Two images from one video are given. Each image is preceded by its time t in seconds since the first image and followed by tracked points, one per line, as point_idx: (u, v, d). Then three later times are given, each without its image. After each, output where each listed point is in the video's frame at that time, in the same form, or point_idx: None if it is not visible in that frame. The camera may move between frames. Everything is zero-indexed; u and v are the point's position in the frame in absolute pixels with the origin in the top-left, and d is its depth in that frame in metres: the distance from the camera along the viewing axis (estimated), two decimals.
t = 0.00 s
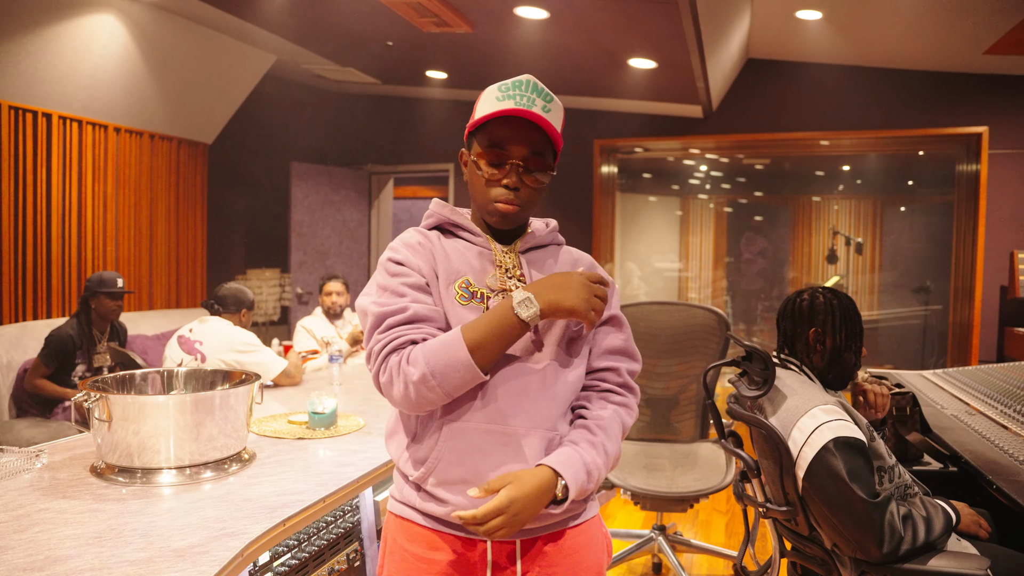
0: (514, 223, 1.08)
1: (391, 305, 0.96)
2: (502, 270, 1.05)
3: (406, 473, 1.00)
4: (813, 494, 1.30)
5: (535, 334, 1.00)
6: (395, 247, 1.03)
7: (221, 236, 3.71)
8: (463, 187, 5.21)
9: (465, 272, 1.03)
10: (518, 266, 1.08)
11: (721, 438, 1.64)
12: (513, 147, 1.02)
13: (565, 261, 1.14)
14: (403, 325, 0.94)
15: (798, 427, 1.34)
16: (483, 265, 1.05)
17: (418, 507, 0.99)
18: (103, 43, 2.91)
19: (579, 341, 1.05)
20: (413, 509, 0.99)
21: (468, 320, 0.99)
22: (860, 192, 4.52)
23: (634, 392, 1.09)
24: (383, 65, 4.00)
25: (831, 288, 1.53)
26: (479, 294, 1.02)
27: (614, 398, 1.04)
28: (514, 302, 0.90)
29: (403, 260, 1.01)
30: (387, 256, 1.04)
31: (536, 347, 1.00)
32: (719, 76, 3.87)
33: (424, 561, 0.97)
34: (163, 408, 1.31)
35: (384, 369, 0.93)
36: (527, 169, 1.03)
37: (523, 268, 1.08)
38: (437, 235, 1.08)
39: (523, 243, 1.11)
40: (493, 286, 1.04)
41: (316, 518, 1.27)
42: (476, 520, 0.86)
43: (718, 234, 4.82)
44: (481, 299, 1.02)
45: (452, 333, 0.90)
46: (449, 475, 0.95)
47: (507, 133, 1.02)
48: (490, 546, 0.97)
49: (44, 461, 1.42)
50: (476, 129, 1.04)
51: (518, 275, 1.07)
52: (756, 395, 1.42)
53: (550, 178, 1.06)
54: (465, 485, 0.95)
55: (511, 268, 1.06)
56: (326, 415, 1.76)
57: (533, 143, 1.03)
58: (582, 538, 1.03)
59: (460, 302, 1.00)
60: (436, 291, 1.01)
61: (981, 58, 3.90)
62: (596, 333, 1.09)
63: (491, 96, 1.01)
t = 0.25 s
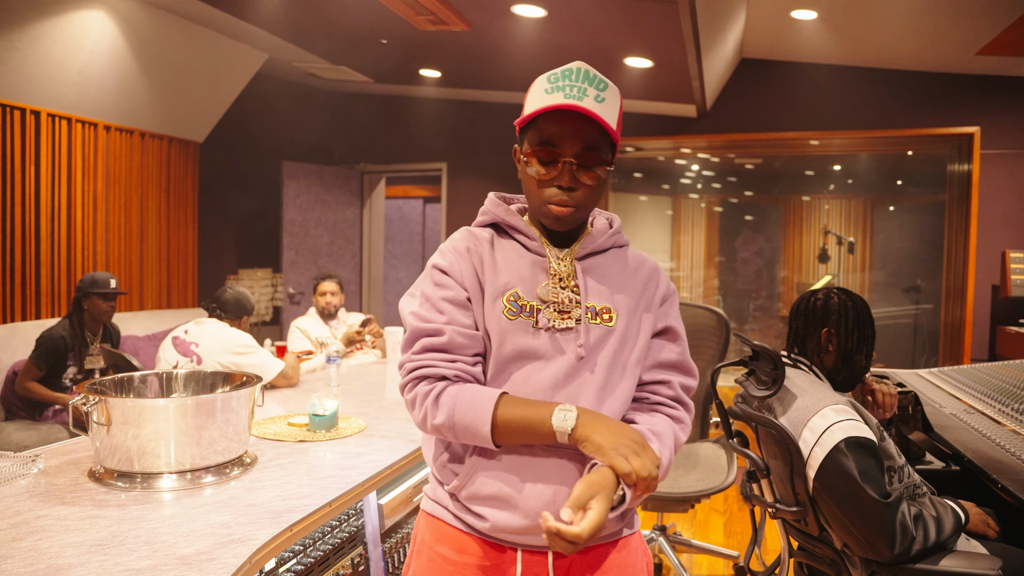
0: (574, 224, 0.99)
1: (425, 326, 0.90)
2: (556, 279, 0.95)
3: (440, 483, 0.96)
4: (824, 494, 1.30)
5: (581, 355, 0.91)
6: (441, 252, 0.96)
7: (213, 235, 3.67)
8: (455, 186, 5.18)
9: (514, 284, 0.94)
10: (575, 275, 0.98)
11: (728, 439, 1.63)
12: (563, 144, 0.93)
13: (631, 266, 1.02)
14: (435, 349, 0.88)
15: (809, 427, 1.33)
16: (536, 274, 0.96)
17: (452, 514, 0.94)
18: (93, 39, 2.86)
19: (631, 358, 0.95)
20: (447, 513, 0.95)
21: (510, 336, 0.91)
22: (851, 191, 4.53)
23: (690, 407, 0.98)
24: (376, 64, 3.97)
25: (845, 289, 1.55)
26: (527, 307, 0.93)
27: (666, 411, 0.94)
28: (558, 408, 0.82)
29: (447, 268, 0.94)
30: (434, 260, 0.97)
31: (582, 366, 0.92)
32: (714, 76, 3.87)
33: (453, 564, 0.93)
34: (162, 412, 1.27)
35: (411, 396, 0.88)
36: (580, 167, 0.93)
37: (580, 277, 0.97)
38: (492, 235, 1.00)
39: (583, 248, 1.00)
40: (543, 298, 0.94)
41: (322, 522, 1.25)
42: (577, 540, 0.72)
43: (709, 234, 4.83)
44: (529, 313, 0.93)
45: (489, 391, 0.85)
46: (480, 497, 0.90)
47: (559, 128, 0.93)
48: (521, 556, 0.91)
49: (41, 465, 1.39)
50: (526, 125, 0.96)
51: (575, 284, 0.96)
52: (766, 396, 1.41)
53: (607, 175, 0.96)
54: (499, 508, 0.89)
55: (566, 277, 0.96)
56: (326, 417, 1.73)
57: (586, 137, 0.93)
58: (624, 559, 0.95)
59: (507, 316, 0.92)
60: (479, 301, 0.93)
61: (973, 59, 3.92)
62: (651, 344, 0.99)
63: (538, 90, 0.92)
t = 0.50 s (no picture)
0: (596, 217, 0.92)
1: (430, 333, 0.85)
2: (575, 283, 0.91)
3: (446, 484, 0.93)
4: (832, 493, 1.29)
5: (598, 369, 0.86)
6: (452, 250, 0.91)
7: (202, 235, 3.62)
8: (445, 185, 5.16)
9: (530, 288, 0.89)
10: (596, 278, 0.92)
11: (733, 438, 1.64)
12: (600, 124, 0.88)
13: (655, 270, 0.97)
14: (441, 358, 0.84)
15: (815, 426, 1.32)
16: (553, 278, 0.91)
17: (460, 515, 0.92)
18: (80, 34, 2.80)
19: (650, 371, 0.91)
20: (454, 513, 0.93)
21: (523, 346, 0.86)
22: (839, 192, 4.56)
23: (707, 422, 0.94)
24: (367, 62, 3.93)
25: (844, 287, 1.54)
26: (543, 315, 0.88)
27: (680, 428, 0.90)
28: (554, 446, 0.77)
29: (457, 269, 0.89)
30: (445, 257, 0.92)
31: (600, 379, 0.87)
32: (706, 76, 3.88)
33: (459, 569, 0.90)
34: (161, 413, 1.25)
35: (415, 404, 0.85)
36: (615, 150, 0.88)
37: (601, 281, 0.92)
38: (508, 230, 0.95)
39: (605, 250, 0.95)
40: (560, 304, 0.89)
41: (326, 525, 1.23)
42: None
43: (698, 233, 4.84)
44: (546, 321, 0.87)
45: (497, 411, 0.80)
46: (487, 506, 0.87)
47: (598, 106, 0.88)
48: (531, 564, 0.88)
49: (35, 469, 1.37)
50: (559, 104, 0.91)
51: (595, 289, 0.91)
52: (771, 394, 1.41)
53: (640, 166, 0.90)
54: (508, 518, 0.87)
55: (587, 281, 0.91)
56: (325, 418, 1.71)
57: (625, 120, 0.88)
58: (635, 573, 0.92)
59: (520, 324, 0.86)
60: (489, 306, 0.88)
61: (963, 61, 3.96)
62: (667, 354, 0.94)
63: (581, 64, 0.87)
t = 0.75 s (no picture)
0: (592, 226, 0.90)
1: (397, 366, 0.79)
2: (557, 294, 0.89)
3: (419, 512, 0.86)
4: (840, 491, 1.30)
5: (586, 385, 0.85)
6: (413, 269, 0.84)
7: (194, 234, 3.59)
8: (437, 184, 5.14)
9: (512, 304, 0.86)
10: (577, 288, 0.91)
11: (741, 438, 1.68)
12: (626, 132, 0.87)
13: (627, 274, 0.99)
14: (409, 392, 0.79)
15: (823, 423, 1.33)
16: (535, 291, 0.88)
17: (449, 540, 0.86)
18: (71, 30, 2.73)
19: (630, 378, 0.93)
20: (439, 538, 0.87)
21: (509, 367, 0.83)
22: (830, 191, 4.61)
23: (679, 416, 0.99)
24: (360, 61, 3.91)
25: (849, 284, 1.57)
26: (528, 331, 0.85)
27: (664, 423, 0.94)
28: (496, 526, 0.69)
29: (422, 290, 0.82)
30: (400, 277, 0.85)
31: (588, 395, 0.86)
32: (701, 75, 3.88)
33: None
34: (162, 413, 1.22)
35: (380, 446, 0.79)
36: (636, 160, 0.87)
37: (582, 290, 0.91)
38: (475, 241, 0.89)
39: (584, 259, 0.93)
40: (544, 319, 0.86)
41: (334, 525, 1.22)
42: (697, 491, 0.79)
43: (689, 232, 4.85)
44: (531, 339, 0.85)
45: (450, 462, 0.74)
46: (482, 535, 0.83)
47: (614, 110, 0.86)
48: None
49: (33, 470, 1.34)
50: (569, 102, 0.86)
51: (578, 300, 0.90)
52: (779, 392, 1.42)
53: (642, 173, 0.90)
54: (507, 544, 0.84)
55: (568, 292, 0.90)
56: (326, 418, 1.69)
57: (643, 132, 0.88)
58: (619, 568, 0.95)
59: (507, 345, 0.83)
60: (464, 327, 0.83)
61: (954, 62, 3.99)
62: (644, 358, 0.97)
63: (600, 62, 0.85)
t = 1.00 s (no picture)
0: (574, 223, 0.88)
1: (391, 389, 0.70)
2: (544, 295, 0.86)
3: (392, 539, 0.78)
4: (838, 489, 1.30)
5: (572, 381, 0.85)
6: (397, 276, 0.74)
7: (180, 234, 3.54)
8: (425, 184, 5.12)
9: (509, 307, 0.81)
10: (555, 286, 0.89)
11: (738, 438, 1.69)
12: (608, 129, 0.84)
13: (581, 270, 0.99)
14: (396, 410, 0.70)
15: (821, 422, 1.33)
16: (523, 291, 0.84)
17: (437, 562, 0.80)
18: (54, 24, 2.70)
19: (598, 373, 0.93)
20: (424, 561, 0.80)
21: (514, 373, 0.79)
22: (815, 192, 4.62)
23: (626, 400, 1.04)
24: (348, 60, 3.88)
25: (847, 284, 1.58)
26: (526, 335, 0.82)
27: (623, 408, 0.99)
28: None
29: (418, 298, 0.73)
30: (381, 282, 0.74)
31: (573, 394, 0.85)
32: (689, 76, 3.89)
33: None
34: (156, 416, 1.20)
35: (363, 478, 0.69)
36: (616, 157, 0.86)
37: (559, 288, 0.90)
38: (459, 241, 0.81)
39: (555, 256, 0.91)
40: (536, 321, 0.83)
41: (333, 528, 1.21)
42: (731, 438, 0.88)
43: (675, 232, 4.88)
44: (529, 343, 0.82)
45: (395, 512, 0.65)
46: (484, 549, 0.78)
47: (599, 108, 0.83)
48: None
49: (23, 474, 1.31)
50: (553, 99, 0.80)
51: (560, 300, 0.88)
52: (776, 392, 1.42)
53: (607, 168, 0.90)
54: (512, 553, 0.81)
55: (553, 292, 0.87)
56: (321, 419, 1.68)
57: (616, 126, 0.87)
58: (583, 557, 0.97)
59: (510, 352, 0.80)
60: (460, 335, 0.76)
61: (939, 64, 4.03)
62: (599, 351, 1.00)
63: (580, 59, 0.81)
